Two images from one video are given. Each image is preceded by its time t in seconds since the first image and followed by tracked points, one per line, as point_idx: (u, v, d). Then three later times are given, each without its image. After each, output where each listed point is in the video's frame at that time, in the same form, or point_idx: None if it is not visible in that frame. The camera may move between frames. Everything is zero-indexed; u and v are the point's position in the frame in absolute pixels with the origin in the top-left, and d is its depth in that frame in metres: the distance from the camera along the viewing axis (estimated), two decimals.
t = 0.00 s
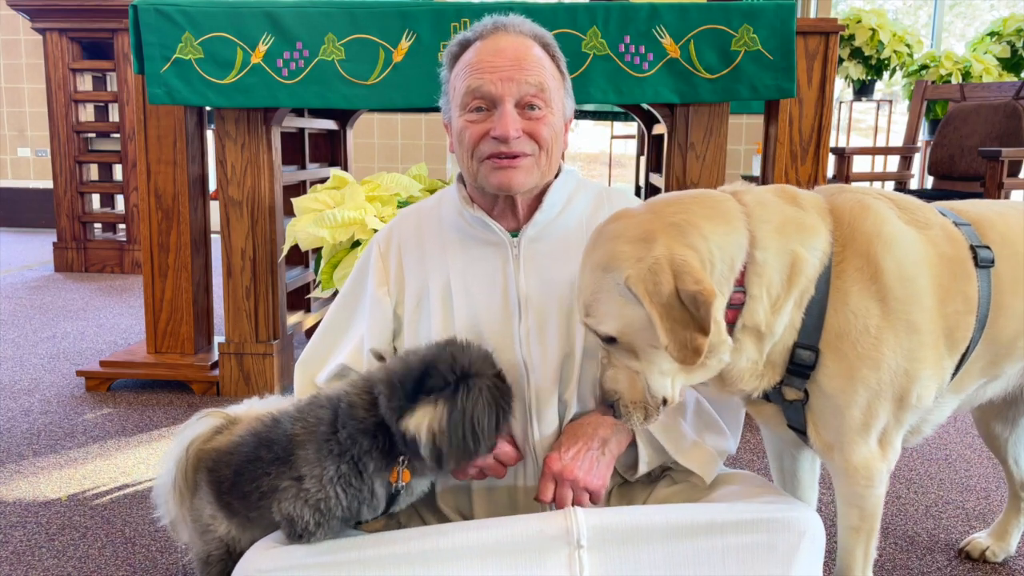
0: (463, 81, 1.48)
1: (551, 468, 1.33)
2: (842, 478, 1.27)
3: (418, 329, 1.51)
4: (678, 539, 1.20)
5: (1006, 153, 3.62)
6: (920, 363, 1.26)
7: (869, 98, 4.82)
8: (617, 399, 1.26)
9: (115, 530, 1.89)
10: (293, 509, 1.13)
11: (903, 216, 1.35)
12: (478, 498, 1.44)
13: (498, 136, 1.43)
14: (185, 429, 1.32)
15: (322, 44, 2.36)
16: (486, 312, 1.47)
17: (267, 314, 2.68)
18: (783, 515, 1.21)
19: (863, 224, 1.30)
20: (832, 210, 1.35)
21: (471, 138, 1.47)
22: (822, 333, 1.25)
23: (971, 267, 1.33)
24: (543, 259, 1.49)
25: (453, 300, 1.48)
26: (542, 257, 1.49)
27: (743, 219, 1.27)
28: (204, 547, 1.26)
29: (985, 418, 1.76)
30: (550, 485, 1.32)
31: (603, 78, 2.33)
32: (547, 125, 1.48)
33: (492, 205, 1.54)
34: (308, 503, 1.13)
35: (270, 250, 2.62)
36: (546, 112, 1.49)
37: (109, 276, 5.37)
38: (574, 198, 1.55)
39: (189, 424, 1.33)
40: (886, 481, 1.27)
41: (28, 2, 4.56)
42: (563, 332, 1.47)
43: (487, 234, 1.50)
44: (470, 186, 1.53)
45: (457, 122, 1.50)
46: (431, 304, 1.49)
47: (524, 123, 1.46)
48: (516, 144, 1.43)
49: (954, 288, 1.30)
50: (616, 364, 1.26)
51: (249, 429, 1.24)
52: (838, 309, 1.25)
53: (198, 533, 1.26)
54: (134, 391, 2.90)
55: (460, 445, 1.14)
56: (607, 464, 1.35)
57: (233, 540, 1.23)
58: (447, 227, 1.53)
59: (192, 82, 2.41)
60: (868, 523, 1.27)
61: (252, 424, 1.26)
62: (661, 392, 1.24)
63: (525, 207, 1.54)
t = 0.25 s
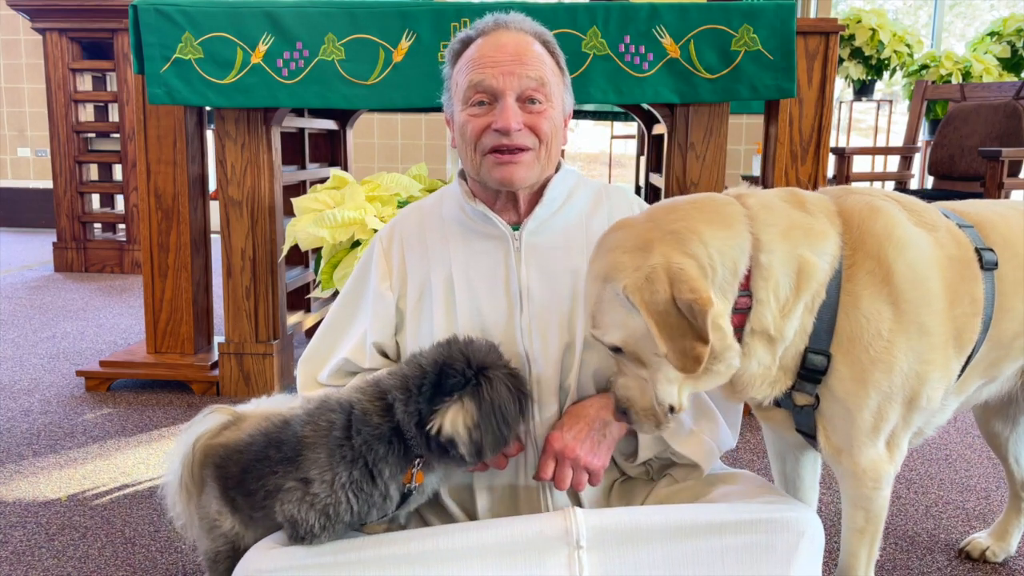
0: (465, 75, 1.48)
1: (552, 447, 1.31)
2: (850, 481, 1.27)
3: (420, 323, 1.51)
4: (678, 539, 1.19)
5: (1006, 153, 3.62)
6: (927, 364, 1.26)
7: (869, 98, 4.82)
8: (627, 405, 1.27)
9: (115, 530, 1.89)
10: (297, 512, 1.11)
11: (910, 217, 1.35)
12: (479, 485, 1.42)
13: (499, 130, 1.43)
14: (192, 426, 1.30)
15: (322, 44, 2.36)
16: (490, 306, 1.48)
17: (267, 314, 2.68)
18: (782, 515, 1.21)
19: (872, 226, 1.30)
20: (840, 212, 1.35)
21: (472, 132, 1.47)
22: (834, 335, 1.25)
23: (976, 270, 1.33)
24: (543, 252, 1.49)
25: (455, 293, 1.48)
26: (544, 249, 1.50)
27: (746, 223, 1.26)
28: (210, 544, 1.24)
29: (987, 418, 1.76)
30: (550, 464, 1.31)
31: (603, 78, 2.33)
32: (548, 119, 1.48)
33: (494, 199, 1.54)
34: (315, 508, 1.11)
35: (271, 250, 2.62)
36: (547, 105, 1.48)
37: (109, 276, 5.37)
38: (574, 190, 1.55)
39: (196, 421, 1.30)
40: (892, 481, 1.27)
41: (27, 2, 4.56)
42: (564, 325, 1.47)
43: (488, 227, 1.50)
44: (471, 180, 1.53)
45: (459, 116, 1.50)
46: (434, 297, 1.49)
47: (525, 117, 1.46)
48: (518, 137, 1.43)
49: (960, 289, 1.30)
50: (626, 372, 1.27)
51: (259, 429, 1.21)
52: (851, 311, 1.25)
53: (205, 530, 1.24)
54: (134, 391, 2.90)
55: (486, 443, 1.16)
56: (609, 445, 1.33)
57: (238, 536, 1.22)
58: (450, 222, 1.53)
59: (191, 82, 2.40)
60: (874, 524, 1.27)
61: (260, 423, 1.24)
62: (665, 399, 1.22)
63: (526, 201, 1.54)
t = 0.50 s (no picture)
0: (465, 71, 1.48)
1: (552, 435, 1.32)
2: (849, 480, 1.27)
3: (421, 318, 1.51)
4: (678, 539, 1.19)
5: (1006, 153, 3.62)
6: (927, 364, 1.26)
7: (869, 98, 4.82)
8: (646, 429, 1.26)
9: (115, 530, 1.89)
10: (298, 503, 1.12)
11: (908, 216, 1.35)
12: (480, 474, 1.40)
13: (499, 124, 1.43)
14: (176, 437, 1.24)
15: (321, 44, 2.36)
16: (490, 299, 1.48)
17: (267, 314, 2.68)
18: (782, 515, 1.21)
19: (870, 227, 1.31)
20: (835, 214, 1.35)
21: (472, 127, 1.47)
22: (833, 336, 1.25)
23: (975, 268, 1.33)
24: (544, 248, 1.49)
25: (457, 287, 1.48)
26: (544, 244, 1.50)
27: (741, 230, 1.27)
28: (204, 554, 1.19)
29: (987, 417, 1.76)
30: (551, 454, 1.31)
31: (603, 78, 2.33)
32: (547, 114, 1.48)
33: (494, 195, 1.54)
34: (314, 497, 1.12)
35: (271, 249, 2.62)
36: (546, 101, 1.49)
37: (109, 276, 5.37)
38: (575, 188, 1.56)
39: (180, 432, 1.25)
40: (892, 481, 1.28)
41: (27, 2, 4.56)
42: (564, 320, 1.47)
43: (487, 221, 1.50)
44: (471, 175, 1.54)
45: (459, 112, 1.50)
46: (435, 292, 1.49)
47: (524, 112, 1.46)
48: (517, 130, 1.43)
49: (960, 288, 1.31)
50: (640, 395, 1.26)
51: (249, 431, 1.18)
52: (848, 314, 1.25)
53: (195, 541, 1.18)
54: (134, 391, 2.90)
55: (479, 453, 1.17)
56: (610, 435, 1.33)
57: (236, 541, 1.18)
58: (449, 218, 1.54)
59: (191, 82, 2.40)
60: (874, 524, 1.27)
61: (248, 425, 1.21)
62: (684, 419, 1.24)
63: (526, 197, 1.54)
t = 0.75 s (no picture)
0: (466, 70, 1.48)
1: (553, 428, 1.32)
2: (851, 481, 1.27)
3: (423, 316, 1.51)
4: (676, 540, 1.20)
5: (1006, 153, 3.62)
6: (929, 365, 1.26)
7: (869, 98, 4.83)
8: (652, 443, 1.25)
9: (115, 530, 1.89)
10: (289, 531, 1.11)
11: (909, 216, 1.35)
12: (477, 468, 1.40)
13: (500, 121, 1.44)
14: (173, 436, 1.28)
15: (322, 44, 2.36)
16: (490, 296, 1.48)
17: (268, 313, 2.68)
18: (780, 515, 1.22)
19: (870, 229, 1.31)
20: (835, 217, 1.35)
21: (474, 125, 1.47)
22: (832, 335, 1.25)
23: (977, 267, 1.33)
24: (545, 244, 1.50)
25: (458, 284, 1.48)
26: (545, 241, 1.50)
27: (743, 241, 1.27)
28: (195, 556, 1.25)
29: (988, 416, 1.76)
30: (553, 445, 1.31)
31: (603, 78, 2.33)
32: (548, 112, 1.48)
33: (494, 193, 1.55)
34: (306, 525, 1.10)
35: (271, 249, 2.62)
36: (547, 99, 1.49)
37: (109, 276, 5.37)
38: (576, 186, 1.56)
39: (176, 432, 1.29)
40: (895, 482, 1.27)
41: (28, 2, 4.56)
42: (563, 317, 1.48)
43: (488, 220, 1.50)
44: (471, 173, 1.54)
45: (460, 110, 1.50)
46: (436, 289, 1.49)
47: (525, 109, 1.46)
48: (518, 127, 1.44)
49: (963, 288, 1.31)
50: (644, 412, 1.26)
51: (244, 440, 1.18)
52: (851, 316, 1.25)
53: (189, 542, 1.25)
54: (134, 391, 2.90)
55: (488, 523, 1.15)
56: (612, 429, 1.33)
57: (222, 548, 1.22)
58: (450, 218, 1.54)
59: (191, 82, 2.41)
60: (876, 524, 1.28)
61: (241, 434, 1.21)
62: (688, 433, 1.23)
63: (527, 195, 1.55)
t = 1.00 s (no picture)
0: (466, 72, 1.48)
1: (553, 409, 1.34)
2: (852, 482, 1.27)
3: (423, 315, 1.51)
4: (676, 540, 1.20)
5: (1006, 153, 3.62)
6: (931, 366, 1.26)
7: (869, 98, 4.83)
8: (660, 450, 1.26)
9: (115, 530, 1.89)
10: (293, 541, 1.11)
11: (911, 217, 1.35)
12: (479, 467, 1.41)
13: (501, 124, 1.43)
14: (185, 433, 1.28)
15: (322, 44, 2.36)
16: (491, 296, 1.48)
17: (268, 313, 2.68)
18: (780, 515, 1.22)
19: (871, 231, 1.31)
20: (836, 219, 1.35)
21: (475, 127, 1.46)
22: (834, 336, 1.25)
23: (981, 265, 1.33)
24: (544, 245, 1.50)
25: (458, 284, 1.48)
26: (546, 239, 1.50)
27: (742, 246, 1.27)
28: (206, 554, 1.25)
29: (989, 416, 1.76)
30: (551, 421, 1.34)
31: (603, 78, 2.33)
32: (548, 114, 1.48)
33: (494, 193, 1.55)
34: (312, 536, 1.11)
35: (270, 249, 2.62)
36: (547, 101, 1.49)
37: (109, 276, 5.37)
38: (576, 185, 1.56)
39: (188, 429, 1.29)
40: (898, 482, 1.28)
41: (27, 2, 4.55)
42: (562, 316, 1.48)
43: (487, 218, 1.50)
44: (471, 173, 1.53)
45: (461, 111, 1.50)
46: (437, 288, 1.49)
47: (525, 112, 1.46)
48: (519, 130, 1.44)
49: (966, 287, 1.31)
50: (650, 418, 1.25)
51: (253, 443, 1.17)
52: (854, 318, 1.25)
53: (201, 539, 1.25)
54: (134, 391, 2.90)
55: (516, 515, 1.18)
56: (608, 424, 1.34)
57: (232, 546, 1.22)
58: (451, 218, 1.53)
59: (191, 82, 2.40)
60: (878, 525, 1.28)
61: (251, 436, 1.20)
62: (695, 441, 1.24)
63: (527, 194, 1.55)
